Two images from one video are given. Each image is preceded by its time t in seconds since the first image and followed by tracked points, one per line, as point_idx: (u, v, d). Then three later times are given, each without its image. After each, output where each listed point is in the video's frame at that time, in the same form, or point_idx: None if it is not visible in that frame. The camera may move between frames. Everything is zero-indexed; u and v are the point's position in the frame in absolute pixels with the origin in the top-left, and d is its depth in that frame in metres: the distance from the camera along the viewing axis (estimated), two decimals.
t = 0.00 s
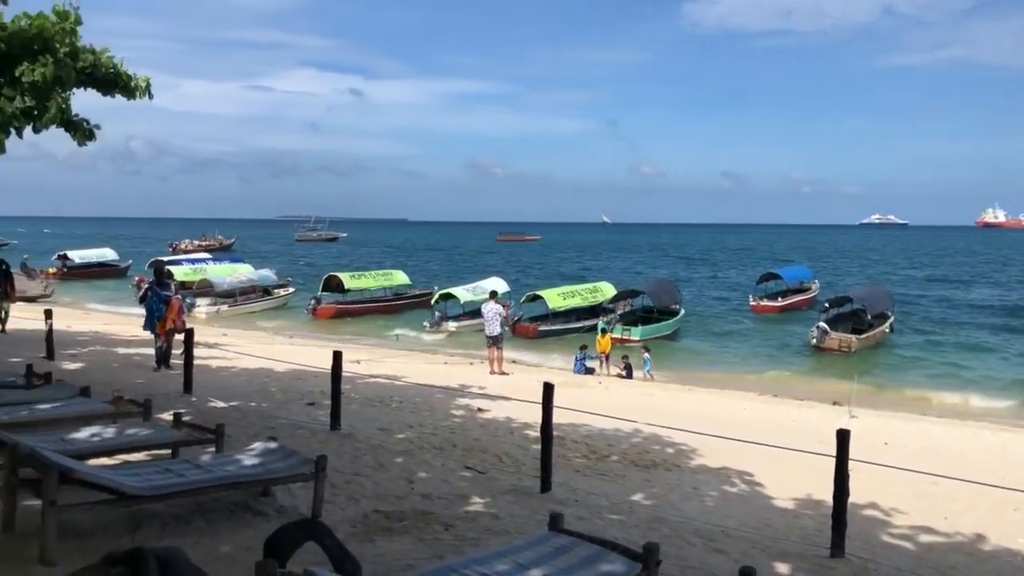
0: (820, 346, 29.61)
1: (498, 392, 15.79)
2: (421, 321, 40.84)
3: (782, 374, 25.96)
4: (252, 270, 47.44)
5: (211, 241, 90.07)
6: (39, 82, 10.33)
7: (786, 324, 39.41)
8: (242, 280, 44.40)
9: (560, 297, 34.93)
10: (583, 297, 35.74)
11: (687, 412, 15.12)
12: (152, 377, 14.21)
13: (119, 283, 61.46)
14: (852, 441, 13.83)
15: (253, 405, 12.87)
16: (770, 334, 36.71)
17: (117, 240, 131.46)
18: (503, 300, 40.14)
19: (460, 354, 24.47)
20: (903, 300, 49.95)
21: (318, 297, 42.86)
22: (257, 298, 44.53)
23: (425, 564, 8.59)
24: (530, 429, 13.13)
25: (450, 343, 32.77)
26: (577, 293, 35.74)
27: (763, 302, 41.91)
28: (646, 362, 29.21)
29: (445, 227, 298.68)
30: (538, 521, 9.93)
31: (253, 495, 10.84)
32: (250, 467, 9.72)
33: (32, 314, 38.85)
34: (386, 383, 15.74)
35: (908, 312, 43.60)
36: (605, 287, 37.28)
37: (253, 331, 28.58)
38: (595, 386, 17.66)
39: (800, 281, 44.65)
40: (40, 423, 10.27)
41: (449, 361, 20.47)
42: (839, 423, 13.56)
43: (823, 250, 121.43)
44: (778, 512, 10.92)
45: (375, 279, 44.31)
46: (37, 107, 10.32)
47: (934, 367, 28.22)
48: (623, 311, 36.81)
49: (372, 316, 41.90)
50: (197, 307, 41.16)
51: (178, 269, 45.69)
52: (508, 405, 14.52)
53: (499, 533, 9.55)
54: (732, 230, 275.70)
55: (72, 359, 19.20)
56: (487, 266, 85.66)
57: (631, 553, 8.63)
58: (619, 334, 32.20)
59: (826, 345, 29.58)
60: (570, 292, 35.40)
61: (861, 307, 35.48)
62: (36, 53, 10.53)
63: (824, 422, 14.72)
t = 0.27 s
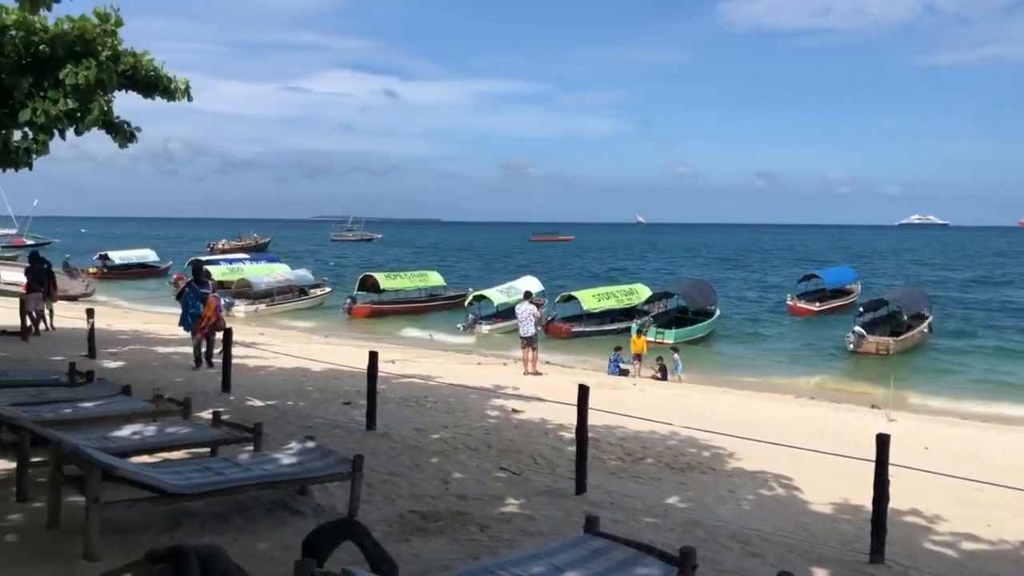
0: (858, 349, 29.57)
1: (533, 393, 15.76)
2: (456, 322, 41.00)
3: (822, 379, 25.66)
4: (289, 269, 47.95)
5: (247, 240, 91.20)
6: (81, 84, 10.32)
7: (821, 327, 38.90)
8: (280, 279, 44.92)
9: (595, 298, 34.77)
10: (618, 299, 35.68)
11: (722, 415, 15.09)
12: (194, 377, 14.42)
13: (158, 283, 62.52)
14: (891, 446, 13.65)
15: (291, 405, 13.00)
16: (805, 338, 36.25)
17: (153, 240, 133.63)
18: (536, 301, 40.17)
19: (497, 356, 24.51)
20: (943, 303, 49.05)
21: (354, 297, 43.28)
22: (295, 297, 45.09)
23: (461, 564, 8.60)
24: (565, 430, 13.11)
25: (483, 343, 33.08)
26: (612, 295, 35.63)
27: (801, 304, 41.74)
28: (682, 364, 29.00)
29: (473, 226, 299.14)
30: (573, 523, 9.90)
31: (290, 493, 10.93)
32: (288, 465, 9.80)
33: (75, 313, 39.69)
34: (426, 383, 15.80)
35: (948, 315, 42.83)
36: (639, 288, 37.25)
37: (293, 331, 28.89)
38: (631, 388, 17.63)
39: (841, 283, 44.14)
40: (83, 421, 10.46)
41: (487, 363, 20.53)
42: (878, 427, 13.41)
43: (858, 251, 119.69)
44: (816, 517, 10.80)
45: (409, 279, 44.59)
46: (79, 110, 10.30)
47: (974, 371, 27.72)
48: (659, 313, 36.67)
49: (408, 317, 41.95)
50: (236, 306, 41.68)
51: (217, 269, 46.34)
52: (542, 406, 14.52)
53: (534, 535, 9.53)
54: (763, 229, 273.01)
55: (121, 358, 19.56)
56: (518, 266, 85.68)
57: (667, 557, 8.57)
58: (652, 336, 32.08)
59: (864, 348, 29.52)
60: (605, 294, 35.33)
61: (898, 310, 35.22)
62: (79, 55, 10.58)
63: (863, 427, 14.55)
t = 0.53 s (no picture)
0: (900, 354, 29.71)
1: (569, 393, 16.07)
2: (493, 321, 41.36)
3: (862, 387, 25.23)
4: (329, 269, 48.46)
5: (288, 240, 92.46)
6: (125, 84, 10.46)
7: (863, 331, 38.30)
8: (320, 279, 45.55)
9: (633, 299, 35.27)
10: (656, 301, 35.90)
11: (763, 418, 15.14)
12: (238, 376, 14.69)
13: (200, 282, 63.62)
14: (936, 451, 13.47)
15: (332, 405, 13.23)
16: (845, 342, 35.70)
17: (192, 239, 135.92)
18: (573, 301, 40.12)
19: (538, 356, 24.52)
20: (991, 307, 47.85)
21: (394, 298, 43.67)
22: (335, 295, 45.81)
23: (500, 564, 8.60)
24: (600, 434, 13.12)
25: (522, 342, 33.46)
26: (650, 296, 36.11)
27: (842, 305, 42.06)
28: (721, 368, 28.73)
29: (504, 227, 299.34)
30: (612, 524, 9.88)
31: (331, 491, 11.03)
32: (328, 463, 9.88)
33: (120, 311, 40.59)
34: (466, 387, 15.90)
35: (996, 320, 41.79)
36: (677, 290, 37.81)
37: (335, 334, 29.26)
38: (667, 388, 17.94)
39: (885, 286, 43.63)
40: (128, 418, 10.68)
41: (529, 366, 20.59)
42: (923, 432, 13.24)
43: (900, 252, 117.44)
44: (859, 522, 10.66)
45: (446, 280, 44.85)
46: (124, 109, 10.41)
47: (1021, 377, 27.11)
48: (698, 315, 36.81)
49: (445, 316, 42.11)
50: (277, 305, 42.25)
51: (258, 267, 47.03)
52: (579, 407, 14.76)
53: (572, 535, 9.51)
54: (797, 229, 269.63)
55: (173, 357, 19.96)
56: (553, 266, 85.59)
57: (707, 559, 8.52)
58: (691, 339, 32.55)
59: (906, 352, 29.68)
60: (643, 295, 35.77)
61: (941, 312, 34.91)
62: (124, 58, 10.88)
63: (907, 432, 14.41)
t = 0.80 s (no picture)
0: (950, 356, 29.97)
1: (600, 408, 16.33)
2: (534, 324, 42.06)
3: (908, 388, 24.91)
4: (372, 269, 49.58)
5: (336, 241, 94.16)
6: (172, 91, 13.64)
7: (913, 336, 37.64)
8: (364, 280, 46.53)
9: (677, 301, 37.66)
10: (700, 302, 38.28)
11: (807, 425, 15.47)
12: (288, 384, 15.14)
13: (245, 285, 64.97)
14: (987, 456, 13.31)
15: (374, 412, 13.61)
16: (890, 348, 35.15)
17: (237, 240, 139.50)
18: (616, 301, 41.04)
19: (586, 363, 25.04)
20: None
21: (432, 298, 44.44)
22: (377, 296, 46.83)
23: (544, 564, 8.63)
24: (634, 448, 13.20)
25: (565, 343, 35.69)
26: (695, 298, 38.45)
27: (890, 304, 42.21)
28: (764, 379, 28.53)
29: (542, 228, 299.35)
30: (657, 527, 9.89)
31: (375, 490, 11.27)
32: (373, 462, 10.07)
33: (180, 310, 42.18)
34: (508, 401, 16.08)
35: None
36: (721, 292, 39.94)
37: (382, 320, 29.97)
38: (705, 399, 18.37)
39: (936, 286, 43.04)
40: (179, 416, 11.41)
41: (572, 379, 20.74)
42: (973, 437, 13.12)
43: (956, 253, 114.38)
44: (908, 527, 10.54)
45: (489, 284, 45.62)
46: (171, 113, 13.72)
47: None
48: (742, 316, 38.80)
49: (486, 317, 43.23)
50: (321, 304, 43.10)
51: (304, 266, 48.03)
52: (621, 408, 16.44)
53: (615, 537, 9.53)
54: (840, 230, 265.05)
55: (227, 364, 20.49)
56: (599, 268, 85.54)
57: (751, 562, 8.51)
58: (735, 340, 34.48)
59: (957, 355, 29.93)
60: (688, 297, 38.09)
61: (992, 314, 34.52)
62: (171, 61, 13.94)
63: (958, 438, 14.32)
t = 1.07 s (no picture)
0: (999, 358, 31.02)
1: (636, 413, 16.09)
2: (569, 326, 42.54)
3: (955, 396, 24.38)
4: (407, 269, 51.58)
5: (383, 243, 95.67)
6: (214, 95, 16.22)
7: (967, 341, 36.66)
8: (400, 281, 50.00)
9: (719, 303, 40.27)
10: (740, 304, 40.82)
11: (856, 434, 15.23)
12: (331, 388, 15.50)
13: (286, 289, 66.41)
14: None
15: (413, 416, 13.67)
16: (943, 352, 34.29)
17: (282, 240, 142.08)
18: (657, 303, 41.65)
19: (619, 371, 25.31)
20: None
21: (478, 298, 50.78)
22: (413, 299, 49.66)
23: (582, 566, 8.57)
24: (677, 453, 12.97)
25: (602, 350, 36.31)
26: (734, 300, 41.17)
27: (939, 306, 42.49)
28: (804, 386, 28.19)
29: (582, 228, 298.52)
30: (698, 529, 9.78)
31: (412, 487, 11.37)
32: (413, 461, 10.34)
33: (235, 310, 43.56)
34: (548, 404, 16.04)
35: None
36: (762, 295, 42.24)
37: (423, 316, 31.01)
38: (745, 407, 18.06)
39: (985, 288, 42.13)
40: (224, 414, 12.15)
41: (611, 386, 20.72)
42: None
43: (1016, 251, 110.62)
44: (958, 534, 10.27)
45: (528, 285, 51.50)
46: (215, 115, 16.13)
47: None
48: (782, 318, 41.13)
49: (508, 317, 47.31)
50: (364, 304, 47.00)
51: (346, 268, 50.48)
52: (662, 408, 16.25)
53: (655, 539, 9.44)
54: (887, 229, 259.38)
55: (272, 367, 20.80)
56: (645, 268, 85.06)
57: (793, 568, 8.34)
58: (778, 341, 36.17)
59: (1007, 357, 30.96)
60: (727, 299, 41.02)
61: None
62: (213, 68, 16.53)
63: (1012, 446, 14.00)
